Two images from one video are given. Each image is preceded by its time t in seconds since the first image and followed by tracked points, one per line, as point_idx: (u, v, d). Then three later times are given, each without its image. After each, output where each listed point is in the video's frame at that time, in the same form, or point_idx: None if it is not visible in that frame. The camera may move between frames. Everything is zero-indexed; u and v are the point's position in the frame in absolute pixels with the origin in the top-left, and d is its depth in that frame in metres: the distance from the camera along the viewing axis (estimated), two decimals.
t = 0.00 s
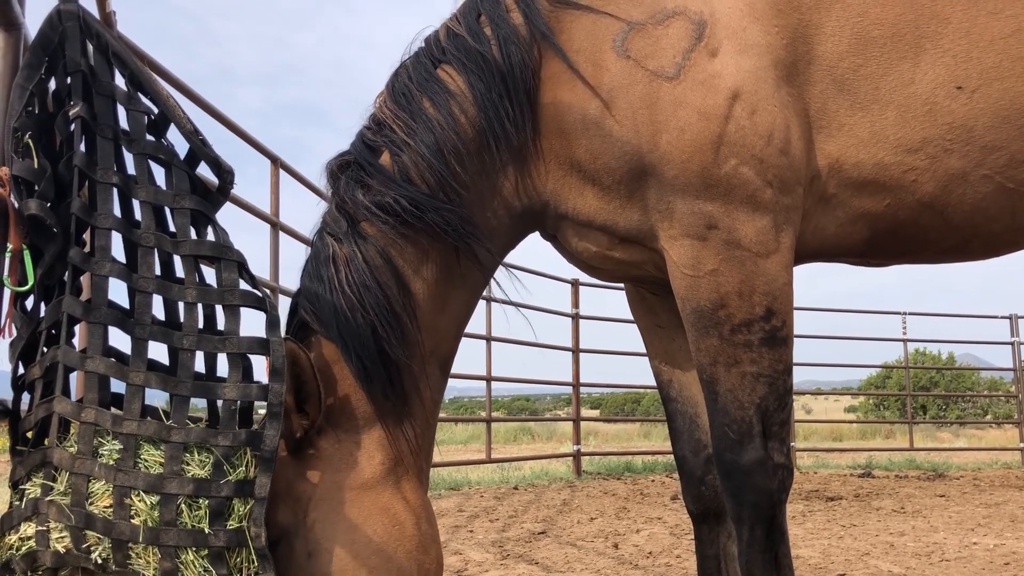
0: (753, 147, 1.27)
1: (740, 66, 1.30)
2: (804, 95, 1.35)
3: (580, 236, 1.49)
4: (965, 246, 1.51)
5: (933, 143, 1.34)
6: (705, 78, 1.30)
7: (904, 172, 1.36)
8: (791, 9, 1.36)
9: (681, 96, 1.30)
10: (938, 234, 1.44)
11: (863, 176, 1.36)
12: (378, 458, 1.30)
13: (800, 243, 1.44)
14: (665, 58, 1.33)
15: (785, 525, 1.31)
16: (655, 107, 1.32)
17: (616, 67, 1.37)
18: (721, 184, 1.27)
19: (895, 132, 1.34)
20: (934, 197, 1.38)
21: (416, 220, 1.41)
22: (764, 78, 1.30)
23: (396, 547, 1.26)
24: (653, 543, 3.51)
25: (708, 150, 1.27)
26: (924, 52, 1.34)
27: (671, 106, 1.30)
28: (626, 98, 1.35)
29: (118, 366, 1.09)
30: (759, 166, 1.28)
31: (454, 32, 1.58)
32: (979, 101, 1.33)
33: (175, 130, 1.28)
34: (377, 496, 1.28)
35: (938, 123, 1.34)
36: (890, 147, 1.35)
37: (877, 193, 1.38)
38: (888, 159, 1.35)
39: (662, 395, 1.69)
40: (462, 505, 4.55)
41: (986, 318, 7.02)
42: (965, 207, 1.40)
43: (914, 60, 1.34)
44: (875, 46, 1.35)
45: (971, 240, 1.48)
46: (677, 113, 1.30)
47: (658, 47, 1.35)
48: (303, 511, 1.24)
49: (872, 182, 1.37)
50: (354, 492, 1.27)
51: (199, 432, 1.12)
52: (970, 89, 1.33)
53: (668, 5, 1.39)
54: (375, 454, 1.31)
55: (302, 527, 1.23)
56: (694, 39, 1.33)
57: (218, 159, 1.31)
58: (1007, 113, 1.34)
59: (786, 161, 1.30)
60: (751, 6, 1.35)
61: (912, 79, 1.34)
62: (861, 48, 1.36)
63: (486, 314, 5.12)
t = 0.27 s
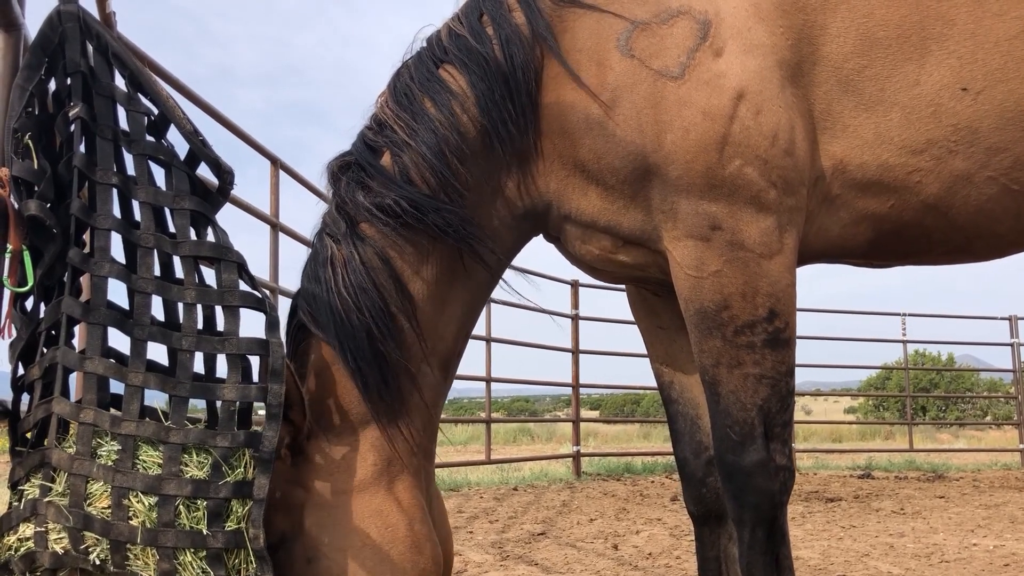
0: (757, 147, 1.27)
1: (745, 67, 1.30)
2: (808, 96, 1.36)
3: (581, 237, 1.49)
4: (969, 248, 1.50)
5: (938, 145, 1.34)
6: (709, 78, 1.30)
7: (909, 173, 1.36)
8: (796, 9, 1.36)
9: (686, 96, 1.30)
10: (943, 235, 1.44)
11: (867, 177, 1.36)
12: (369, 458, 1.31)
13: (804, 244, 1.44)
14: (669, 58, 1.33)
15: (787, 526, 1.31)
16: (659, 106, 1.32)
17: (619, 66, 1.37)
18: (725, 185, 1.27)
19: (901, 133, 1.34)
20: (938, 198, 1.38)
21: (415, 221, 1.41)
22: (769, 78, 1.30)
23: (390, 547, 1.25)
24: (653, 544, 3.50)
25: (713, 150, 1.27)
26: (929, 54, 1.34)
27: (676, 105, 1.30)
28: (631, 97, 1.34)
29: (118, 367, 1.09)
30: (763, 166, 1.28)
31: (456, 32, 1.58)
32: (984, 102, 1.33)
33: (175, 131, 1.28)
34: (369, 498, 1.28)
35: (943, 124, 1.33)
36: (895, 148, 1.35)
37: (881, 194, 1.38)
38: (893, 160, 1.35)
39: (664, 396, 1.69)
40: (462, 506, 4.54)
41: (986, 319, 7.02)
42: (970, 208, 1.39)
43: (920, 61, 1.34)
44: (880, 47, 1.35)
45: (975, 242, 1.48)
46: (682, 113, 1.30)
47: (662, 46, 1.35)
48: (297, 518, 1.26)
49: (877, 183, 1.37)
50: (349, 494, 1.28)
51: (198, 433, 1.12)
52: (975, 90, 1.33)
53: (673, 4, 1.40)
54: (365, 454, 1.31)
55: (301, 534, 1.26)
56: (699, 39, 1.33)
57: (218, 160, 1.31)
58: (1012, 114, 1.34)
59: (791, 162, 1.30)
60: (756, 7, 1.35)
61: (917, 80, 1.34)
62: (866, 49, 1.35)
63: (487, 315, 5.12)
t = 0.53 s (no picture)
0: (757, 148, 1.27)
1: (746, 66, 1.30)
2: (811, 95, 1.35)
3: (581, 238, 1.49)
4: (974, 248, 1.49)
5: (943, 144, 1.33)
6: (710, 78, 1.30)
7: (913, 173, 1.34)
8: (799, 8, 1.36)
9: (686, 96, 1.30)
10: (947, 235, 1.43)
11: (872, 176, 1.35)
12: (378, 458, 1.33)
13: (807, 243, 1.43)
14: (669, 58, 1.34)
15: (787, 528, 1.32)
16: (659, 106, 1.32)
17: (619, 65, 1.38)
18: (725, 185, 1.28)
19: (905, 133, 1.33)
20: (944, 198, 1.36)
21: (412, 224, 1.42)
22: (770, 77, 1.30)
23: (402, 544, 1.28)
24: (652, 545, 3.50)
25: (713, 150, 1.27)
26: (935, 52, 1.33)
27: (676, 105, 1.30)
28: (630, 97, 1.35)
29: (122, 367, 1.10)
30: (763, 167, 1.28)
31: (454, 35, 1.59)
32: (990, 101, 1.31)
33: (175, 133, 1.29)
34: (380, 496, 1.31)
35: (948, 123, 1.32)
36: (899, 147, 1.34)
37: (885, 194, 1.37)
38: (898, 160, 1.34)
39: (664, 397, 1.70)
40: (461, 507, 4.55)
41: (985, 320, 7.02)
42: (975, 208, 1.38)
43: (925, 59, 1.33)
44: (885, 46, 1.34)
45: (980, 242, 1.46)
46: (681, 113, 1.30)
47: (662, 46, 1.35)
48: (310, 519, 1.30)
49: (881, 183, 1.36)
50: (360, 493, 1.31)
51: (203, 433, 1.12)
52: (980, 89, 1.31)
53: (673, 4, 1.40)
54: (376, 453, 1.33)
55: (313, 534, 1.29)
56: (700, 38, 1.33)
57: (218, 162, 1.32)
58: (1018, 114, 1.32)
59: (793, 161, 1.30)
60: (758, 6, 1.35)
61: (922, 79, 1.33)
62: (871, 48, 1.34)
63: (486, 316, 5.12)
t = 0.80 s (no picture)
0: (756, 147, 1.28)
1: (746, 65, 1.31)
2: (812, 94, 1.35)
3: (580, 238, 1.50)
4: (977, 247, 1.48)
5: (946, 143, 1.32)
6: (709, 76, 1.30)
7: (916, 171, 1.34)
8: (801, 6, 1.36)
9: (685, 95, 1.31)
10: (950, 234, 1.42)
11: (874, 174, 1.35)
12: (372, 455, 1.36)
13: (809, 241, 1.44)
14: (668, 56, 1.34)
15: (786, 528, 1.32)
16: (657, 105, 1.32)
17: (618, 64, 1.38)
18: (723, 185, 1.28)
19: (908, 131, 1.33)
20: (946, 196, 1.36)
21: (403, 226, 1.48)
22: (770, 76, 1.30)
23: (388, 547, 1.29)
24: (652, 545, 3.51)
25: (711, 150, 1.28)
26: (938, 50, 1.32)
27: (675, 104, 1.31)
28: (628, 96, 1.36)
29: (127, 368, 1.10)
30: (762, 167, 1.28)
31: (453, 36, 1.63)
32: (994, 99, 1.31)
33: (176, 135, 1.29)
34: (372, 496, 1.33)
35: (951, 122, 1.32)
36: (902, 146, 1.33)
37: (888, 192, 1.37)
38: (900, 158, 1.34)
39: (664, 398, 1.71)
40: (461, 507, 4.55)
41: (984, 319, 7.02)
42: (978, 207, 1.37)
43: (928, 57, 1.32)
44: (889, 44, 1.34)
45: (984, 241, 1.45)
46: (680, 112, 1.30)
47: (661, 44, 1.36)
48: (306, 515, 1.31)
49: (883, 181, 1.35)
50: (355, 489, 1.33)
51: (209, 433, 1.13)
52: (984, 87, 1.31)
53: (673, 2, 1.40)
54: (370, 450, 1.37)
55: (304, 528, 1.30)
56: (699, 37, 1.34)
57: (218, 165, 1.32)
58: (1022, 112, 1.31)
59: (792, 160, 1.30)
60: (758, 4, 1.35)
61: (925, 77, 1.32)
62: (874, 46, 1.34)
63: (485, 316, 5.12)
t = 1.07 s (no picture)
0: (756, 147, 1.27)
1: (746, 64, 1.30)
2: (812, 94, 1.35)
3: (580, 239, 1.51)
4: (982, 247, 1.47)
5: (950, 142, 1.32)
6: (707, 76, 1.30)
7: (919, 170, 1.34)
8: (801, 6, 1.36)
9: (683, 95, 1.31)
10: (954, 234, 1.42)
11: (877, 174, 1.35)
12: (370, 457, 1.54)
13: (811, 240, 1.44)
14: (666, 56, 1.34)
15: (786, 528, 1.32)
16: (655, 105, 1.33)
17: (615, 63, 1.39)
18: (722, 185, 1.28)
19: (911, 130, 1.32)
20: (950, 196, 1.35)
21: (395, 232, 1.60)
22: (770, 76, 1.30)
23: (381, 545, 1.47)
24: (651, 545, 3.51)
25: (710, 150, 1.28)
26: (943, 49, 1.31)
27: (673, 104, 1.31)
28: (625, 96, 1.36)
29: (127, 368, 1.10)
30: (761, 166, 1.28)
31: (452, 41, 1.69)
32: (999, 99, 1.30)
33: (175, 135, 1.29)
34: (365, 499, 1.50)
35: (955, 121, 1.31)
36: (905, 145, 1.33)
37: (890, 192, 1.36)
38: (904, 158, 1.33)
39: (666, 398, 1.71)
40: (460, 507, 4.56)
41: (984, 319, 7.02)
42: (983, 206, 1.37)
43: (933, 57, 1.32)
44: (892, 44, 1.33)
45: (990, 240, 1.45)
46: (678, 113, 1.30)
47: (658, 44, 1.36)
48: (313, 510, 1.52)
49: (886, 181, 1.35)
50: (350, 492, 1.51)
51: (210, 433, 1.13)
52: (989, 87, 1.30)
53: (671, 2, 1.40)
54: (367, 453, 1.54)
55: (309, 524, 1.52)
56: (697, 36, 1.34)
57: (217, 165, 1.32)
58: None
59: (793, 160, 1.30)
60: (757, 4, 1.35)
61: (929, 77, 1.32)
62: (876, 45, 1.34)
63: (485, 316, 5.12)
